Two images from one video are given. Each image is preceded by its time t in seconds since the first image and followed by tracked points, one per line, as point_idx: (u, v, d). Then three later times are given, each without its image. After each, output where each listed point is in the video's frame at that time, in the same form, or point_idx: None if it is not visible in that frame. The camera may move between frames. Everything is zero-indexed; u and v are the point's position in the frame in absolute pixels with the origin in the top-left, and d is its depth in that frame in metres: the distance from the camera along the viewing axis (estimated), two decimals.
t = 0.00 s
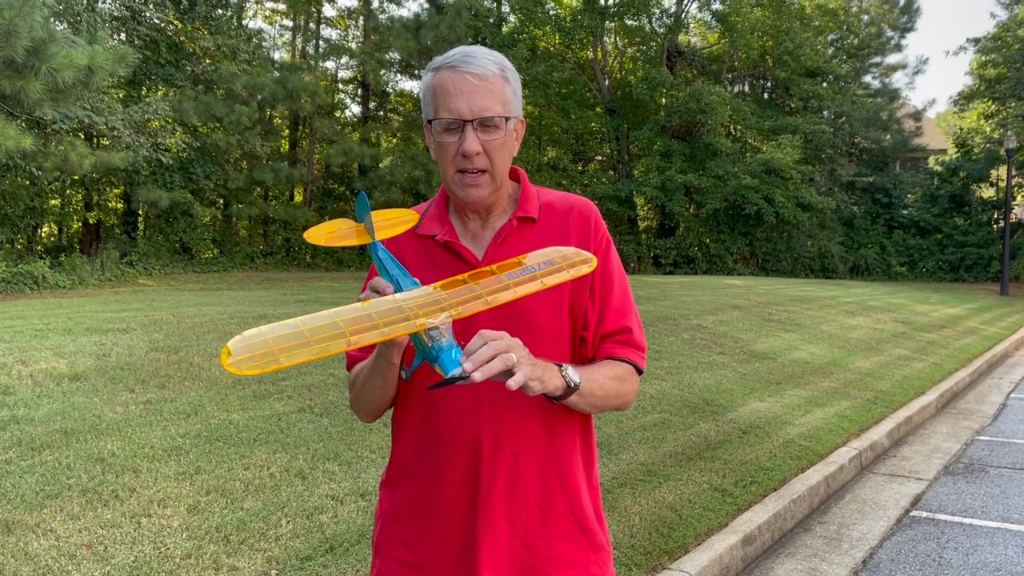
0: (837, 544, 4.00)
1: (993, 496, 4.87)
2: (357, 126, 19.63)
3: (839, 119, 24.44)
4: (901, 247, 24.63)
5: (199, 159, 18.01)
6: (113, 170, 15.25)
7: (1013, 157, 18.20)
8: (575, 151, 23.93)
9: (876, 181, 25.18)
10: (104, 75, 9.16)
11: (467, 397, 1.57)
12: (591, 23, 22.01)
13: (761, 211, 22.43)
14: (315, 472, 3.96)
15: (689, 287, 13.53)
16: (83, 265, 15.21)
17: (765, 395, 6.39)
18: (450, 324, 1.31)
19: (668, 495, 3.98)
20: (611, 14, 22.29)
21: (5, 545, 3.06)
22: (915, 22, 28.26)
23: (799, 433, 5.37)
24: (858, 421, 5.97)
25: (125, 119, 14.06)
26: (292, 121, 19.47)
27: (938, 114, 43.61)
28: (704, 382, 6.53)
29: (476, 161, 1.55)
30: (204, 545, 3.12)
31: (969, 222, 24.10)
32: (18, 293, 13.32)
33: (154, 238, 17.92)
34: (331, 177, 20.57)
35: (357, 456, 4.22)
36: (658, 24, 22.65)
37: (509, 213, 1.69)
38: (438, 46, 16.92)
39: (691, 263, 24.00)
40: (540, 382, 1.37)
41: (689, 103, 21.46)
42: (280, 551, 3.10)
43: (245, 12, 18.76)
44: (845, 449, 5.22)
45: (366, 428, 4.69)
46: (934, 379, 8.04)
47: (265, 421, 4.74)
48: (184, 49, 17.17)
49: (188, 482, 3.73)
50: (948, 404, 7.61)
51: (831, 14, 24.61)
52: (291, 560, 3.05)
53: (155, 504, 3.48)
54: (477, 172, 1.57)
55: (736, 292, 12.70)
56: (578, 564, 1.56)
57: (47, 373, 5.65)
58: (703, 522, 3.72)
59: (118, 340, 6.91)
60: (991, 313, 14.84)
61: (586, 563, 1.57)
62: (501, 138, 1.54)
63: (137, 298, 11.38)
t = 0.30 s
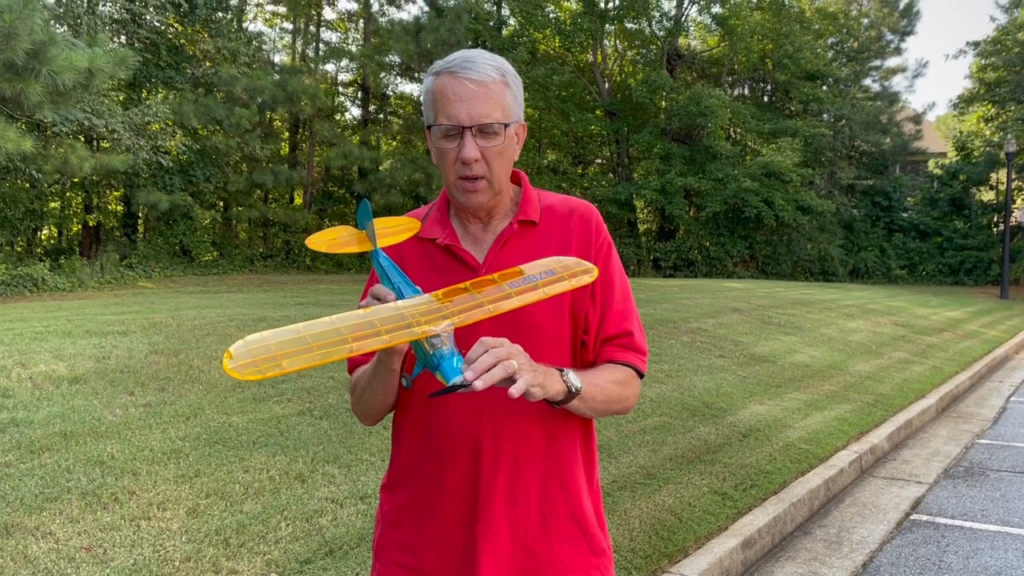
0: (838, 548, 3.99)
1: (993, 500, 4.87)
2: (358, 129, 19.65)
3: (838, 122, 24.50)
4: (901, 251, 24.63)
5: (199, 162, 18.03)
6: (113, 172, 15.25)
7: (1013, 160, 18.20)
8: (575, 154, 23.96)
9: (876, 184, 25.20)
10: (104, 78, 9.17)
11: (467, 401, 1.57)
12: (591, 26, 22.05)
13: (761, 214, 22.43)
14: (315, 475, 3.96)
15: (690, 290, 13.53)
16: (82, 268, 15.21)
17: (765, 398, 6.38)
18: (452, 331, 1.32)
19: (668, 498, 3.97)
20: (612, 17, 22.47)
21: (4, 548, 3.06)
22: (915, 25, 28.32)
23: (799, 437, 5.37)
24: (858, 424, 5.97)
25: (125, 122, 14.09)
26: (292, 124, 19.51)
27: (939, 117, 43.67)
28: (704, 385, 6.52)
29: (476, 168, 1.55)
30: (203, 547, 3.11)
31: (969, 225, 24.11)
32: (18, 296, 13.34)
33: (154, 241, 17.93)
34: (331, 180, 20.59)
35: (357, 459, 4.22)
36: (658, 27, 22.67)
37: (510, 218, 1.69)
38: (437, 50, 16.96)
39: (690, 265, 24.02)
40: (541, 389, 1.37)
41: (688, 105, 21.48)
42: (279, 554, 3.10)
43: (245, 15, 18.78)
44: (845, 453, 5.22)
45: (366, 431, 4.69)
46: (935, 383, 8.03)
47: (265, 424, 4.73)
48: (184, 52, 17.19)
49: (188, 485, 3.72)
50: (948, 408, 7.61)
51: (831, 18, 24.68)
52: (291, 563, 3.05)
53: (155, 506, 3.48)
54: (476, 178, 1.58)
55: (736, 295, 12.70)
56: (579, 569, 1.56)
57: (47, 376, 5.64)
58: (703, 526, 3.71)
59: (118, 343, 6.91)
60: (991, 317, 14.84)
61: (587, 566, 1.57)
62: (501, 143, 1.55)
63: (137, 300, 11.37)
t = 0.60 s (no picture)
0: (838, 552, 3.99)
1: (994, 503, 4.87)
2: (358, 131, 19.69)
3: (838, 125, 24.55)
4: (901, 254, 24.64)
5: (199, 165, 18.04)
6: (113, 175, 15.27)
7: (1013, 164, 18.19)
8: (575, 157, 24.00)
9: (876, 188, 25.21)
10: (105, 81, 9.17)
11: (468, 404, 1.57)
12: (591, 29, 22.11)
13: (761, 217, 22.44)
14: (315, 478, 3.96)
15: (689, 292, 13.55)
16: (82, 270, 15.21)
17: (765, 401, 6.38)
18: (455, 338, 1.33)
19: (668, 502, 3.97)
20: (611, 21, 22.58)
21: (3, 551, 3.05)
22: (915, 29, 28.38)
23: (800, 440, 5.37)
24: (858, 428, 5.97)
25: (125, 125, 14.11)
26: (292, 127, 19.55)
27: (937, 121, 43.77)
28: (704, 388, 6.52)
29: (477, 170, 1.55)
30: (203, 551, 3.11)
31: (968, 229, 24.12)
32: (18, 298, 13.34)
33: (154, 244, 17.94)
34: (331, 183, 20.62)
35: (357, 462, 4.22)
36: (658, 30, 22.65)
37: (511, 220, 1.69)
38: (437, 53, 17.00)
39: (690, 268, 24.06)
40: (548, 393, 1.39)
41: (688, 109, 21.49)
42: (279, 557, 3.10)
43: (246, 18, 18.81)
44: (845, 456, 5.22)
45: (365, 434, 4.69)
46: (935, 386, 8.03)
47: (265, 427, 4.73)
48: (185, 55, 17.19)
49: (188, 488, 3.72)
50: (948, 411, 7.61)
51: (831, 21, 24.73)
52: (290, 566, 3.05)
53: (155, 509, 3.47)
54: (478, 181, 1.58)
55: (736, 298, 12.71)
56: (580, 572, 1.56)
57: (46, 379, 5.64)
58: (703, 529, 3.71)
59: (118, 346, 6.91)
60: (991, 320, 14.84)
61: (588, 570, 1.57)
62: (501, 146, 1.55)
63: (137, 303, 11.37)
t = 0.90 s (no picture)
0: (839, 555, 3.99)
1: (994, 506, 4.87)
2: (358, 134, 19.74)
3: (838, 128, 24.58)
4: (901, 257, 24.65)
5: (200, 167, 18.07)
6: (114, 178, 15.30)
7: (1013, 167, 18.20)
8: (575, 160, 24.03)
9: (876, 191, 25.23)
10: (106, 84, 9.19)
11: (468, 405, 1.58)
12: (591, 32, 22.17)
13: (761, 220, 22.46)
14: (315, 480, 3.96)
15: (690, 295, 13.55)
16: (84, 273, 15.23)
17: (765, 404, 6.38)
18: (445, 338, 1.36)
19: (668, 505, 3.97)
20: (612, 24, 22.60)
21: (4, 553, 3.05)
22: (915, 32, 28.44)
23: (800, 443, 5.37)
24: (858, 431, 5.96)
25: (127, 128, 14.15)
26: (293, 130, 19.59)
27: (938, 123, 43.81)
28: (704, 391, 6.52)
29: (475, 173, 1.56)
30: (203, 553, 3.11)
31: (968, 232, 24.13)
32: (20, 301, 13.36)
33: (154, 247, 17.97)
34: (331, 186, 20.67)
35: (357, 465, 4.22)
36: (658, 33, 22.73)
37: (511, 223, 1.69)
38: (438, 56, 17.05)
39: (691, 271, 24.10)
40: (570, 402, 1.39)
41: (688, 112, 21.50)
42: (279, 560, 3.10)
43: (246, 21, 18.84)
44: (844, 459, 5.22)
45: (366, 437, 4.69)
46: (935, 389, 8.03)
47: (265, 430, 4.73)
48: (185, 58, 17.23)
49: (188, 491, 3.72)
50: (948, 414, 7.61)
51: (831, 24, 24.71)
52: (291, 569, 3.05)
53: (155, 512, 3.47)
54: (476, 184, 1.58)
55: (736, 301, 12.72)
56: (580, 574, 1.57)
57: (47, 382, 5.64)
58: (703, 532, 3.71)
59: (118, 348, 6.93)
60: (992, 323, 14.84)
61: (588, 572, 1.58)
62: (500, 149, 1.56)
63: (137, 306, 11.40)
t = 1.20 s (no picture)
0: (839, 557, 3.99)
1: (995, 509, 4.86)
2: (358, 137, 19.76)
3: (838, 130, 24.61)
4: (901, 259, 24.64)
5: (200, 169, 18.08)
6: (114, 180, 15.31)
7: (1013, 169, 18.19)
8: (575, 162, 24.05)
9: (876, 193, 25.24)
10: (106, 86, 9.19)
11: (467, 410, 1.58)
12: (591, 35, 22.20)
13: (761, 222, 22.47)
14: (315, 482, 3.96)
15: (689, 298, 13.55)
16: (84, 275, 15.24)
17: (765, 406, 6.38)
18: (456, 335, 1.39)
19: (668, 507, 3.97)
20: (612, 26, 22.62)
21: (4, 555, 3.06)
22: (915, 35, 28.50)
23: (800, 445, 5.37)
24: (858, 433, 5.96)
25: (127, 130, 14.16)
26: (293, 132, 19.62)
27: (937, 126, 43.89)
28: (704, 394, 6.52)
29: (469, 177, 1.57)
30: (203, 555, 3.11)
31: (968, 234, 24.14)
32: (20, 303, 13.37)
33: (155, 249, 17.97)
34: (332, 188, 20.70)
35: (357, 467, 4.23)
36: (658, 36, 22.75)
37: (510, 226, 1.70)
38: (438, 58, 17.08)
39: (691, 274, 24.10)
40: (532, 442, 1.40)
41: (688, 114, 21.50)
42: (279, 562, 3.10)
43: (246, 23, 18.85)
44: (845, 462, 5.21)
45: (366, 439, 4.70)
46: (935, 392, 8.02)
47: (265, 432, 4.73)
48: (186, 60, 17.24)
49: (189, 493, 3.73)
50: (948, 417, 7.61)
51: (831, 27, 24.59)
52: (291, 571, 3.05)
53: (155, 514, 3.48)
54: (472, 187, 1.59)
55: (736, 303, 12.71)
56: None
57: (47, 384, 5.64)
58: (703, 535, 3.71)
59: (119, 350, 6.93)
60: (992, 326, 14.82)
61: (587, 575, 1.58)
62: (494, 153, 1.56)
63: (137, 308, 11.40)
